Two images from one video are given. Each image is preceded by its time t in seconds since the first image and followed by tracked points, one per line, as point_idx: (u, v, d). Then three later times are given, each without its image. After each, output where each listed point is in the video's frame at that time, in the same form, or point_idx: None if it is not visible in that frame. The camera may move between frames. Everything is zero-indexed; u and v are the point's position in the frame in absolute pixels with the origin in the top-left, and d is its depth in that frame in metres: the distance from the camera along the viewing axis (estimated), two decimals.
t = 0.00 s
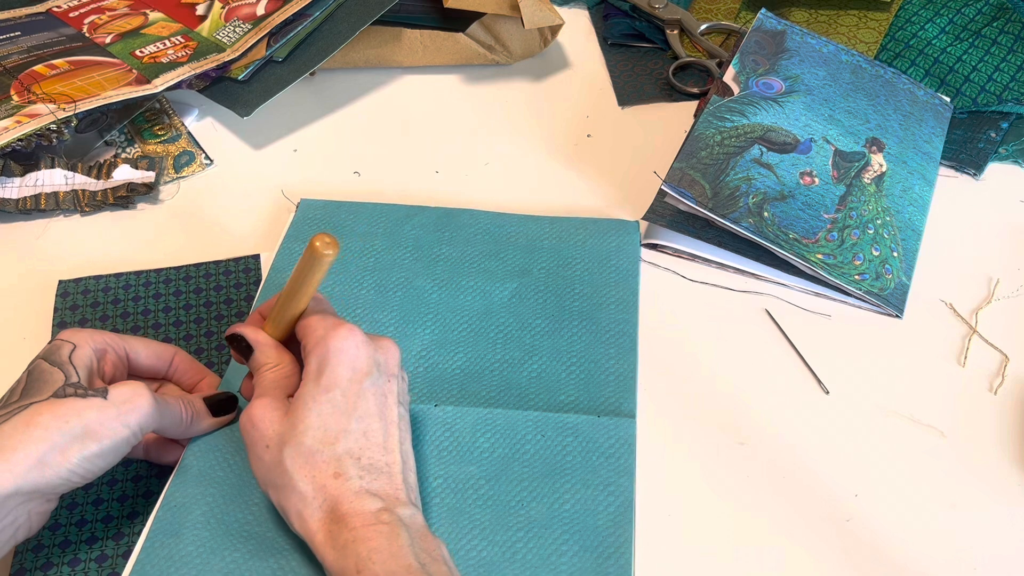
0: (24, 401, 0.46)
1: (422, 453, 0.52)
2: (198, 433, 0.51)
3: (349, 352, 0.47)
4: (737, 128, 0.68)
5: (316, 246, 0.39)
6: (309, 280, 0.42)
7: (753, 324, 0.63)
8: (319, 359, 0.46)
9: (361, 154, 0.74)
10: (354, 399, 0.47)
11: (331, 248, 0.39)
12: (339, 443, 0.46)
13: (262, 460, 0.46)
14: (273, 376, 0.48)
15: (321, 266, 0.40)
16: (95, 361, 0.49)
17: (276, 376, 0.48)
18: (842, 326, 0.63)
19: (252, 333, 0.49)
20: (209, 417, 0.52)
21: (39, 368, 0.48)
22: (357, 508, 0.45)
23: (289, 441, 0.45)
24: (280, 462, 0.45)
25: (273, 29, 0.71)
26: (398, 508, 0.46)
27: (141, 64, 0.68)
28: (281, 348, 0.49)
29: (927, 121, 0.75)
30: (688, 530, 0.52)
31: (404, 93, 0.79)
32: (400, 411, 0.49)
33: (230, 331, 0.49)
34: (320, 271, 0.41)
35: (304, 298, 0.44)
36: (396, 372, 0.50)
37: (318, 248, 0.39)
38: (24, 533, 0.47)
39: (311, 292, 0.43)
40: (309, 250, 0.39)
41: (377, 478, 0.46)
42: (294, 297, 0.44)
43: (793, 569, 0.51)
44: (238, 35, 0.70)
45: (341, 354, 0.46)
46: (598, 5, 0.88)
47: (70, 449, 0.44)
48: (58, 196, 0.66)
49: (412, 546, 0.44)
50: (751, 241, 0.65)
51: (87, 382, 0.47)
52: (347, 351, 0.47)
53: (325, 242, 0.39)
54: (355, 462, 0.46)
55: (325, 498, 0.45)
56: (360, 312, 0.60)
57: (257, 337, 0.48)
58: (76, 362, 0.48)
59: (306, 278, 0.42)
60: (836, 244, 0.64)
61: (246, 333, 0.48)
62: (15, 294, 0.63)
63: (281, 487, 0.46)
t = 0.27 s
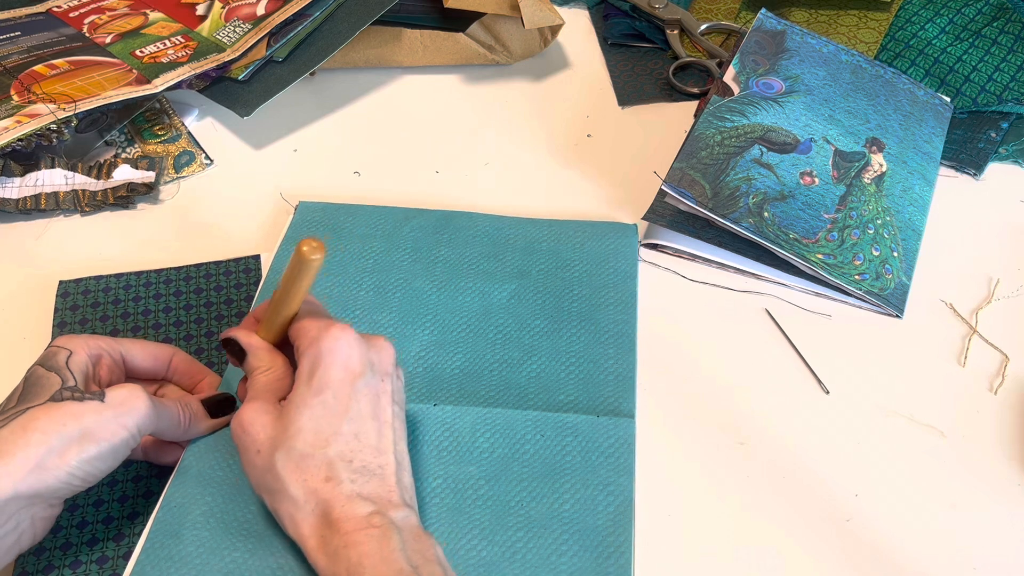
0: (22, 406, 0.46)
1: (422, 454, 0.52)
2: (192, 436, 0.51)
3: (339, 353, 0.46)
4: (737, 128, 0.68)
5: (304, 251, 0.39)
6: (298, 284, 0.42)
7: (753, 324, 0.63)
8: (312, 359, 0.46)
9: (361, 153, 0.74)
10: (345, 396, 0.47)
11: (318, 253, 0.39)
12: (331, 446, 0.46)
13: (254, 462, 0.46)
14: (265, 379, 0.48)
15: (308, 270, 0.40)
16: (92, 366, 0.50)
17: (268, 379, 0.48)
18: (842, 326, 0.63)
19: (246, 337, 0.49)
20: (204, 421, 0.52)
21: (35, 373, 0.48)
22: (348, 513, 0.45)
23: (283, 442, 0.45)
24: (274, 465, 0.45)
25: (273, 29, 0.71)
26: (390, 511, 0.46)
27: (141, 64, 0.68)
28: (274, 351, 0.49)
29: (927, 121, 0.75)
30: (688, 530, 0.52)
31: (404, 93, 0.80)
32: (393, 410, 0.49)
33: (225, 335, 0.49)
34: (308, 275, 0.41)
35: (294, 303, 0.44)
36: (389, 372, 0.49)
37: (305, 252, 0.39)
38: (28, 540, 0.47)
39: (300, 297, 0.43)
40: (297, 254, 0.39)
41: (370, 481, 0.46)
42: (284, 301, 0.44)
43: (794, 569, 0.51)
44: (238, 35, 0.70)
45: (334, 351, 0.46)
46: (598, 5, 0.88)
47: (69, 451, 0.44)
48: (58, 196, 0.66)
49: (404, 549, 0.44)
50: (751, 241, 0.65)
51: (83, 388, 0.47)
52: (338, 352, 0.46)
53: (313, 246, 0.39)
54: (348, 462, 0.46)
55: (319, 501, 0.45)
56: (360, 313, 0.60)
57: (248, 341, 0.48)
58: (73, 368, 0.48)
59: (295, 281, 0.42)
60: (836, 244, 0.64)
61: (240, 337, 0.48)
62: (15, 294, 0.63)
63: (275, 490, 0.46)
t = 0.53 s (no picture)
0: (18, 407, 0.47)
1: (423, 455, 0.52)
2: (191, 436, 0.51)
3: (339, 352, 0.47)
4: (737, 129, 0.68)
5: (297, 258, 0.39)
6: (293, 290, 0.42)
7: (753, 324, 0.63)
8: (314, 359, 0.47)
9: (361, 153, 0.74)
10: (347, 395, 0.47)
11: (313, 260, 0.39)
12: (332, 444, 0.46)
13: (257, 460, 0.46)
14: (262, 382, 0.48)
15: (304, 276, 0.40)
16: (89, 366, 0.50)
17: (264, 382, 0.48)
18: (842, 326, 0.63)
19: (240, 342, 0.49)
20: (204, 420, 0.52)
21: (32, 374, 0.48)
22: (350, 510, 0.45)
23: (286, 439, 0.45)
24: (276, 462, 0.45)
25: (273, 29, 0.71)
26: (390, 510, 0.46)
27: (141, 64, 0.68)
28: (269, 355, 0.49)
29: (927, 121, 0.75)
30: (688, 530, 0.52)
31: (404, 93, 0.80)
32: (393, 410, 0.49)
33: (217, 340, 0.49)
34: (303, 281, 0.41)
35: (289, 309, 0.44)
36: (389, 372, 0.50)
37: (299, 260, 0.39)
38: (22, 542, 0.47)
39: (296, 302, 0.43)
40: (291, 262, 0.39)
41: (371, 479, 0.46)
42: (279, 307, 0.44)
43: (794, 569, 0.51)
44: (238, 35, 0.70)
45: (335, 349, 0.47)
46: (598, 5, 0.88)
47: (64, 453, 0.44)
48: (58, 196, 0.66)
49: (405, 549, 0.44)
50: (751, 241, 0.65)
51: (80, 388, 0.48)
52: (338, 352, 0.47)
53: (308, 254, 0.39)
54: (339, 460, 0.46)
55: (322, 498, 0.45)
56: (361, 313, 0.60)
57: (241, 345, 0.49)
58: (70, 368, 0.49)
59: (290, 287, 0.42)
60: (837, 244, 0.64)
61: (235, 342, 0.49)
62: (15, 294, 0.63)
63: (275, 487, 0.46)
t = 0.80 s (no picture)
0: (15, 411, 0.46)
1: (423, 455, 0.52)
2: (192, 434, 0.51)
3: (356, 352, 0.48)
4: (737, 128, 0.68)
5: (336, 250, 0.39)
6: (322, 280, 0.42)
7: (753, 324, 0.63)
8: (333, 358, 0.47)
9: (361, 153, 0.74)
10: (363, 395, 0.47)
11: (352, 254, 0.39)
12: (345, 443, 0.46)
13: (271, 452, 0.46)
14: (275, 368, 0.49)
15: (337, 270, 0.40)
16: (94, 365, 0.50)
17: (278, 369, 0.49)
18: (842, 326, 0.63)
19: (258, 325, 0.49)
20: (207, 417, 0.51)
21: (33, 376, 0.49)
22: (362, 507, 0.45)
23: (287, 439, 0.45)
24: (289, 458, 0.46)
25: (273, 29, 0.71)
26: (402, 510, 0.46)
27: (141, 64, 0.68)
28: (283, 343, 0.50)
29: (928, 121, 0.75)
30: (688, 531, 0.52)
31: (404, 93, 0.80)
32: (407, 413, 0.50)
33: (234, 320, 0.49)
34: (337, 274, 0.41)
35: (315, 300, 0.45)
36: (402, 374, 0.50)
37: (338, 252, 0.39)
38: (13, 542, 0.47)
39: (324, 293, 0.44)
40: (329, 252, 0.40)
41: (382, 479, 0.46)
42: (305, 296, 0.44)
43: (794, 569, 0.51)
44: (238, 35, 0.70)
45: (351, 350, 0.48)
46: (598, 5, 0.88)
47: (58, 458, 0.45)
48: (58, 196, 0.66)
49: (414, 549, 0.44)
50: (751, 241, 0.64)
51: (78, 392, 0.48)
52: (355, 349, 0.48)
53: (346, 246, 0.39)
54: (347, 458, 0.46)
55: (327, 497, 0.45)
56: (361, 312, 0.60)
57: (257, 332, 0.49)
58: (71, 369, 0.49)
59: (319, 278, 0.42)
60: (837, 243, 0.64)
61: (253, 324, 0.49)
62: (15, 294, 0.63)
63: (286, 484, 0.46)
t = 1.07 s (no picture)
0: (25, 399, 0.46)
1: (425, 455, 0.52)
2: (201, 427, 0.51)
3: (426, 351, 0.46)
4: (737, 128, 0.68)
5: (482, 221, 0.41)
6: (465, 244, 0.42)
7: (753, 324, 0.63)
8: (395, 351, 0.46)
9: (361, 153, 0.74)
10: (422, 395, 0.46)
11: (492, 225, 0.42)
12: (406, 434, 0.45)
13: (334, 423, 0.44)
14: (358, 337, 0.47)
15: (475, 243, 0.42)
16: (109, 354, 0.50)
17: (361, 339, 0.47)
18: (842, 326, 0.63)
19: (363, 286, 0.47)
20: (218, 412, 0.51)
21: (45, 366, 0.48)
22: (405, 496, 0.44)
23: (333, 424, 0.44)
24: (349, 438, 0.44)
25: (273, 29, 0.71)
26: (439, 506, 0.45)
27: (141, 64, 0.68)
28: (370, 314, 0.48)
29: (927, 121, 0.75)
30: (688, 531, 0.52)
31: (404, 93, 0.80)
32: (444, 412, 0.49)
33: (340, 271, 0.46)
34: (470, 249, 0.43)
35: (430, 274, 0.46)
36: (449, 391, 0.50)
37: (481, 223, 0.41)
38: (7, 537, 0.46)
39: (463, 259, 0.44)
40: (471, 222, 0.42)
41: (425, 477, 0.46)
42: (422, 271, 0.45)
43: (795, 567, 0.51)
44: (238, 35, 0.70)
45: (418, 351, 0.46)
46: (598, 5, 0.88)
47: (66, 446, 0.43)
48: (58, 196, 0.66)
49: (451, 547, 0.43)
50: (751, 241, 0.64)
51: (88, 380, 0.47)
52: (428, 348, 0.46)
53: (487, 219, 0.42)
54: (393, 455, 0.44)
55: (331, 496, 0.45)
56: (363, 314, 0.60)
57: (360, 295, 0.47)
58: (83, 359, 0.48)
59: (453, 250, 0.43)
60: (836, 244, 0.64)
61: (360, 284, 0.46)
62: (15, 294, 0.63)
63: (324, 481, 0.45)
